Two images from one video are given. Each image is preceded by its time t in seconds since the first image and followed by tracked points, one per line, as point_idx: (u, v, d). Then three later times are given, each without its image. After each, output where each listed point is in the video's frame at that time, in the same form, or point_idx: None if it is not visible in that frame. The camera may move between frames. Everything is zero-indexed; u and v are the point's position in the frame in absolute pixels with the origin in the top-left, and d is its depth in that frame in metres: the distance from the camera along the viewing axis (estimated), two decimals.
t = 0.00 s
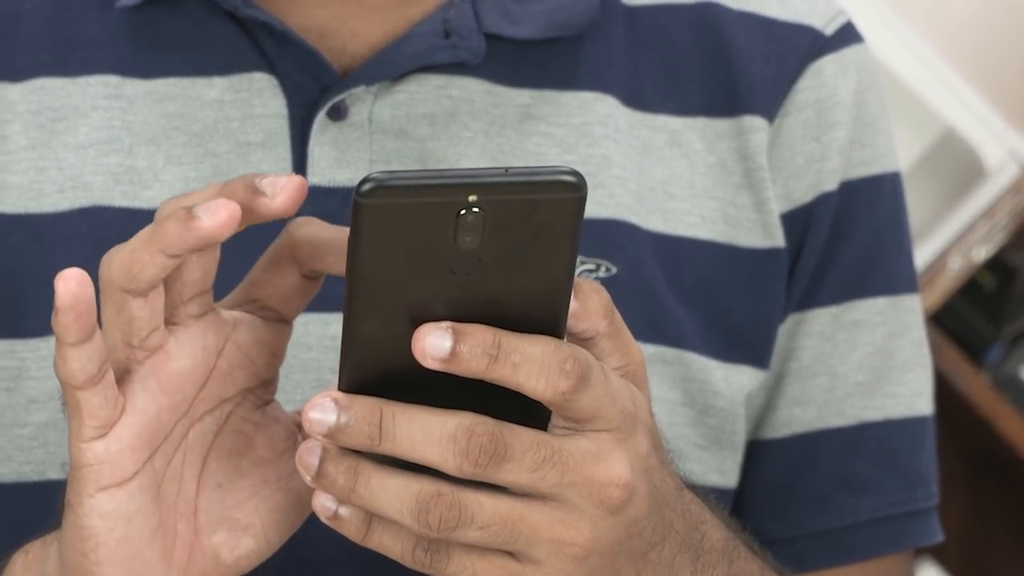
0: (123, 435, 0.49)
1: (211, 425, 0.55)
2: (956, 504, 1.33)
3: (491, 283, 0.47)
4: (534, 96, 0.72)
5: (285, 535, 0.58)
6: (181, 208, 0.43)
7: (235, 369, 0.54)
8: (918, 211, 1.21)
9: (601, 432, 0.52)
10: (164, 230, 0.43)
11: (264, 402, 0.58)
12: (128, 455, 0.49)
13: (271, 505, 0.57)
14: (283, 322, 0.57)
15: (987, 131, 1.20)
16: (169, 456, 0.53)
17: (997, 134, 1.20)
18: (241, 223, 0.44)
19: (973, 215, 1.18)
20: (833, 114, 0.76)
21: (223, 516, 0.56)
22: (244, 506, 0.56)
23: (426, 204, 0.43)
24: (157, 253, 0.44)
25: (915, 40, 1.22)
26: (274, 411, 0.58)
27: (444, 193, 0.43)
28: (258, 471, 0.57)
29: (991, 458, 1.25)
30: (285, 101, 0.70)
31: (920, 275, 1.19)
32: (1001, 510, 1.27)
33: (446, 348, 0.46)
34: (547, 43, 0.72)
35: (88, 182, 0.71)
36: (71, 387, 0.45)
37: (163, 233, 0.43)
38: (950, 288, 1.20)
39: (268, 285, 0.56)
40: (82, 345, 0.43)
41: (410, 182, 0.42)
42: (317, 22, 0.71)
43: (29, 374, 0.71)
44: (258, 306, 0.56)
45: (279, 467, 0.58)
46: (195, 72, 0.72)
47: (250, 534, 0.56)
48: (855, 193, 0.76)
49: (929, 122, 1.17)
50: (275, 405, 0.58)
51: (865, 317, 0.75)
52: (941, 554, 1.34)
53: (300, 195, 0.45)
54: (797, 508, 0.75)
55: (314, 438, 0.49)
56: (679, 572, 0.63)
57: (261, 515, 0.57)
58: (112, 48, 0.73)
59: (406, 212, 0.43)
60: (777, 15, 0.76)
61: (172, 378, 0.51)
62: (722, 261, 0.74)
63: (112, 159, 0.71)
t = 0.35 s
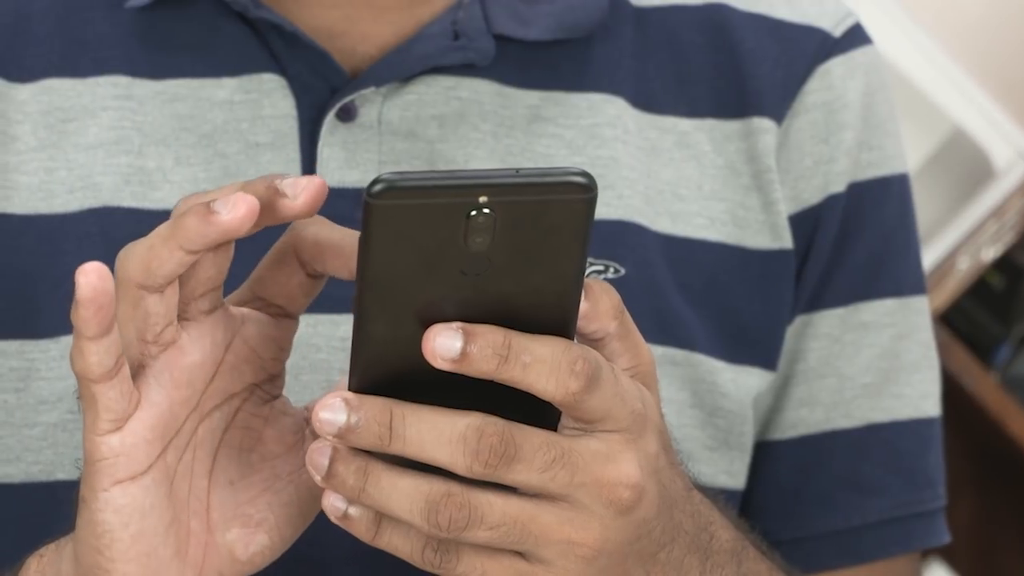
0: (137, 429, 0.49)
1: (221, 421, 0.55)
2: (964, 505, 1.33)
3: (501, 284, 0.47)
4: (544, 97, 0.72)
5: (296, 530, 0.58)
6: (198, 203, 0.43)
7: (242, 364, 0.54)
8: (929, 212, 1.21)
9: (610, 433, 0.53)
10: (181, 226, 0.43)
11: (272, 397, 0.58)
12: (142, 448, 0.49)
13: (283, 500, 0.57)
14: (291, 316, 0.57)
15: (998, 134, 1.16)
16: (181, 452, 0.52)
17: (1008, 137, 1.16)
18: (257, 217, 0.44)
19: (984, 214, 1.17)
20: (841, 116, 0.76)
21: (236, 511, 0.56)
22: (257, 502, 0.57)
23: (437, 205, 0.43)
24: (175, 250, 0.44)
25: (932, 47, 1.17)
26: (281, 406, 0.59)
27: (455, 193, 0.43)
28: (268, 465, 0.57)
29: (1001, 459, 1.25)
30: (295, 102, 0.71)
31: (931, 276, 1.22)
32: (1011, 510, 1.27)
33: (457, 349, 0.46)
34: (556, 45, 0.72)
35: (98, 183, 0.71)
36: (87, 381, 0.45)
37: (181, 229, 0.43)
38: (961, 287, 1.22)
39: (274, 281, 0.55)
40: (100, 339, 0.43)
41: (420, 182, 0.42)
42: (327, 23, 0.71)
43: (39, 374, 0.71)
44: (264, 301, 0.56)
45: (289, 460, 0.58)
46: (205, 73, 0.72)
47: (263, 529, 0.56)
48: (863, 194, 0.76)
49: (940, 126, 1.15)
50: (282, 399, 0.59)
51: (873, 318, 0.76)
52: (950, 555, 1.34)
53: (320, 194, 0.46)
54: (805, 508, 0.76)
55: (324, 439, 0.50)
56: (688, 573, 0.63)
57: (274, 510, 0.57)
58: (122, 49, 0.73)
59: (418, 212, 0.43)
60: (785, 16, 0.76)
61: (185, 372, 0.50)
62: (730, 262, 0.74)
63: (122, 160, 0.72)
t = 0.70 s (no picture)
0: (160, 463, 0.50)
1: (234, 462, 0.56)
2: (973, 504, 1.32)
3: (508, 281, 0.47)
4: (551, 97, 0.72)
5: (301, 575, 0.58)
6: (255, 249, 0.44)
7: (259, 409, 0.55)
8: (938, 213, 1.21)
9: (617, 431, 0.52)
10: (233, 268, 0.44)
11: (282, 444, 0.59)
12: (163, 482, 0.50)
13: (290, 545, 0.58)
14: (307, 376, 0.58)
15: (1008, 136, 1.18)
16: (195, 490, 0.53)
17: (1017, 139, 1.18)
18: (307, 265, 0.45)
19: (993, 214, 1.15)
20: (850, 116, 0.76)
21: (243, 553, 0.56)
22: (264, 545, 0.57)
23: (445, 201, 0.43)
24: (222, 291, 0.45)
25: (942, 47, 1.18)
26: (292, 453, 0.59)
27: (463, 189, 0.43)
28: (277, 511, 0.58)
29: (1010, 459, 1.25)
30: (303, 102, 0.71)
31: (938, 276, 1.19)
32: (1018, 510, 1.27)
33: (464, 346, 0.46)
34: (564, 45, 0.72)
35: (106, 184, 0.72)
36: (117, 411, 0.46)
37: (233, 271, 0.44)
38: (969, 287, 1.19)
39: (305, 346, 0.56)
40: (134, 368, 0.44)
41: (428, 177, 0.42)
42: (334, 24, 0.71)
43: (46, 375, 0.71)
44: (287, 359, 0.57)
45: (299, 506, 0.59)
46: (212, 74, 0.72)
47: (269, 572, 0.57)
48: (872, 194, 0.76)
49: (948, 125, 1.15)
50: (295, 446, 0.60)
51: (881, 318, 0.75)
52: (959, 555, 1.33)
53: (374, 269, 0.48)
54: (814, 508, 0.75)
55: (331, 436, 0.49)
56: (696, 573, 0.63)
57: (282, 555, 0.57)
58: (129, 50, 0.73)
59: (425, 208, 0.43)
60: (794, 17, 0.76)
61: (209, 413, 0.51)
62: (739, 262, 0.74)
63: (130, 161, 0.72)
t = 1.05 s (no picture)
0: (103, 393, 0.47)
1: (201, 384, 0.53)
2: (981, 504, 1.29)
3: (510, 281, 0.48)
4: (558, 98, 0.72)
5: (283, 496, 0.55)
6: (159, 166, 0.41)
7: (223, 327, 0.53)
8: (945, 212, 1.20)
9: (620, 430, 0.53)
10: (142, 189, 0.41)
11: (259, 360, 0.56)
12: (109, 413, 0.47)
13: (267, 464, 0.55)
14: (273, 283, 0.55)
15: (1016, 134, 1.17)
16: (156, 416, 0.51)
17: None
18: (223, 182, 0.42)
19: (1001, 214, 1.15)
20: (856, 115, 0.76)
21: (218, 475, 0.54)
22: (239, 465, 0.54)
23: (444, 202, 0.44)
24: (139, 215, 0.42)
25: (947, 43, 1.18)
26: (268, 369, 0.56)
27: (463, 190, 0.43)
28: (251, 430, 0.55)
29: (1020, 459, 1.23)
30: (310, 103, 0.71)
31: (946, 276, 1.19)
32: None
33: (466, 347, 0.46)
34: (570, 45, 0.72)
35: (114, 184, 0.72)
36: (46, 343, 0.43)
37: (142, 193, 0.41)
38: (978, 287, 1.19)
39: (254, 246, 0.53)
40: (54, 302, 0.41)
41: (428, 179, 0.42)
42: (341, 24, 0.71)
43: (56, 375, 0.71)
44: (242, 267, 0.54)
45: (275, 425, 0.55)
46: (220, 75, 0.73)
47: (246, 493, 0.54)
48: (878, 193, 0.76)
49: (956, 125, 1.15)
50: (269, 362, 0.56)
51: (887, 317, 0.76)
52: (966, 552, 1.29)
53: (280, 162, 0.42)
54: (820, 507, 0.76)
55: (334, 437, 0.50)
56: (701, 571, 0.63)
57: (258, 473, 0.54)
58: (137, 51, 0.73)
59: (425, 210, 0.43)
60: (800, 16, 0.76)
61: (156, 336, 0.49)
62: (745, 261, 0.74)
63: (139, 161, 0.72)
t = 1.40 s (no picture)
0: (157, 357, 0.48)
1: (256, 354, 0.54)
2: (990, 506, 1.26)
3: (518, 282, 0.48)
4: (566, 99, 0.73)
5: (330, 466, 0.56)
6: (215, 124, 0.43)
7: (282, 297, 0.53)
8: (953, 213, 1.16)
9: (628, 431, 0.53)
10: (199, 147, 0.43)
11: (316, 333, 0.56)
12: (162, 377, 0.48)
13: (317, 434, 0.55)
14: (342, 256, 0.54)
15: None
16: (211, 380, 0.52)
17: None
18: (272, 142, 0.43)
19: (1007, 215, 1.12)
20: (862, 116, 0.76)
21: (266, 442, 0.54)
22: (288, 434, 0.55)
23: (453, 203, 0.44)
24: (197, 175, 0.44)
25: (952, 39, 1.14)
26: (324, 343, 0.56)
27: (470, 192, 0.44)
28: (304, 400, 0.55)
29: None
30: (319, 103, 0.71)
31: (954, 275, 1.16)
32: None
33: (474, 348, 0.46)
34: (578, 46, 0.73)
35: (123, 182, 0.72)
36: (100, 311, 0.44)
37: (199, 148, 0.43)
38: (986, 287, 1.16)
39: (324, 213, 0.53)
40: (107, 268, 0.42)
41: (436, 180, 0.43)
42: (350, 25, 0.71)
43: (65, 374, 0.72)
44: (312, 235, 0.54)
45: (327, 397, 0.56)
46: (229, 75, 0.73)
47: (291, 463, 0.55)
48: (884, 195, 0.76)
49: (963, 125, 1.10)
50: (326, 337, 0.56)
51: (893, 318, 0.76)
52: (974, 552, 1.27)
53: (336, 109, 0.44)
54: (826, 508, 0.76)
55: (343, 438, 0.50)
56: (708, 570, 0.64)
57: (306, 445, 0.55)
58: (146, 50, 0.73)
59: (432, 211, 0.44)
60: (807, 17, 0.77)
61: (214, 303, 0.50)
62: (753, 263, 0.74)
63: (149, 160, 0.72)
